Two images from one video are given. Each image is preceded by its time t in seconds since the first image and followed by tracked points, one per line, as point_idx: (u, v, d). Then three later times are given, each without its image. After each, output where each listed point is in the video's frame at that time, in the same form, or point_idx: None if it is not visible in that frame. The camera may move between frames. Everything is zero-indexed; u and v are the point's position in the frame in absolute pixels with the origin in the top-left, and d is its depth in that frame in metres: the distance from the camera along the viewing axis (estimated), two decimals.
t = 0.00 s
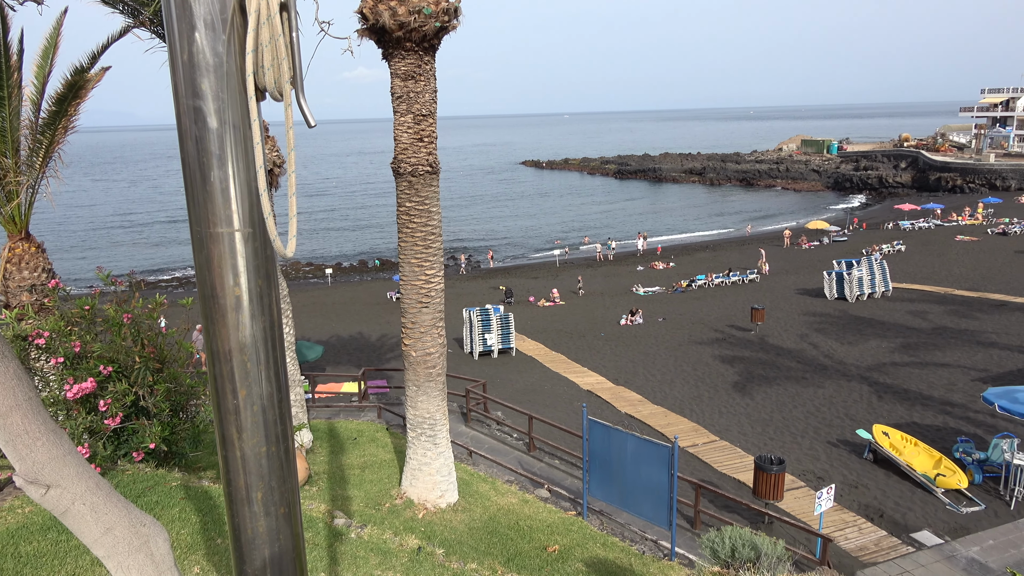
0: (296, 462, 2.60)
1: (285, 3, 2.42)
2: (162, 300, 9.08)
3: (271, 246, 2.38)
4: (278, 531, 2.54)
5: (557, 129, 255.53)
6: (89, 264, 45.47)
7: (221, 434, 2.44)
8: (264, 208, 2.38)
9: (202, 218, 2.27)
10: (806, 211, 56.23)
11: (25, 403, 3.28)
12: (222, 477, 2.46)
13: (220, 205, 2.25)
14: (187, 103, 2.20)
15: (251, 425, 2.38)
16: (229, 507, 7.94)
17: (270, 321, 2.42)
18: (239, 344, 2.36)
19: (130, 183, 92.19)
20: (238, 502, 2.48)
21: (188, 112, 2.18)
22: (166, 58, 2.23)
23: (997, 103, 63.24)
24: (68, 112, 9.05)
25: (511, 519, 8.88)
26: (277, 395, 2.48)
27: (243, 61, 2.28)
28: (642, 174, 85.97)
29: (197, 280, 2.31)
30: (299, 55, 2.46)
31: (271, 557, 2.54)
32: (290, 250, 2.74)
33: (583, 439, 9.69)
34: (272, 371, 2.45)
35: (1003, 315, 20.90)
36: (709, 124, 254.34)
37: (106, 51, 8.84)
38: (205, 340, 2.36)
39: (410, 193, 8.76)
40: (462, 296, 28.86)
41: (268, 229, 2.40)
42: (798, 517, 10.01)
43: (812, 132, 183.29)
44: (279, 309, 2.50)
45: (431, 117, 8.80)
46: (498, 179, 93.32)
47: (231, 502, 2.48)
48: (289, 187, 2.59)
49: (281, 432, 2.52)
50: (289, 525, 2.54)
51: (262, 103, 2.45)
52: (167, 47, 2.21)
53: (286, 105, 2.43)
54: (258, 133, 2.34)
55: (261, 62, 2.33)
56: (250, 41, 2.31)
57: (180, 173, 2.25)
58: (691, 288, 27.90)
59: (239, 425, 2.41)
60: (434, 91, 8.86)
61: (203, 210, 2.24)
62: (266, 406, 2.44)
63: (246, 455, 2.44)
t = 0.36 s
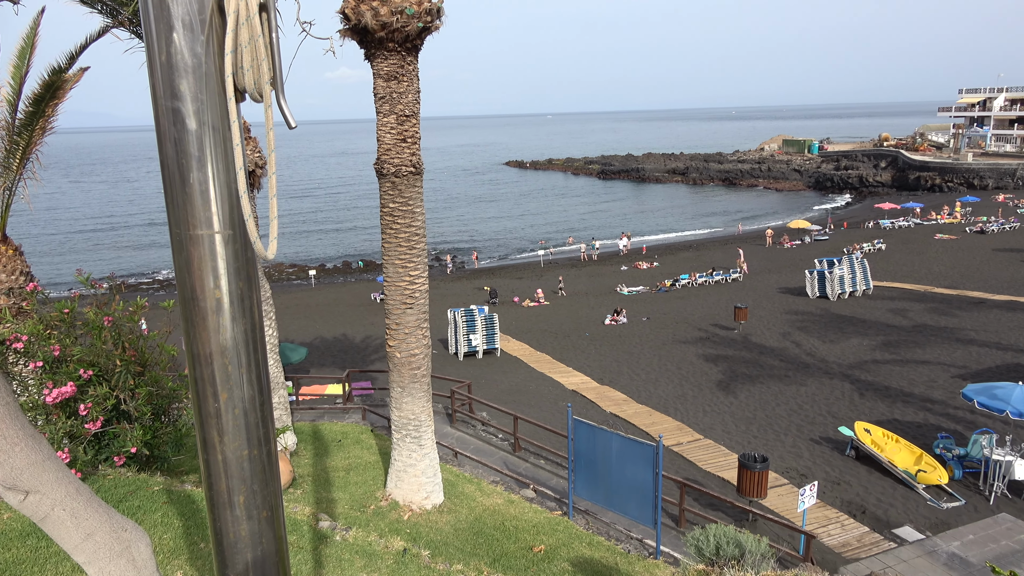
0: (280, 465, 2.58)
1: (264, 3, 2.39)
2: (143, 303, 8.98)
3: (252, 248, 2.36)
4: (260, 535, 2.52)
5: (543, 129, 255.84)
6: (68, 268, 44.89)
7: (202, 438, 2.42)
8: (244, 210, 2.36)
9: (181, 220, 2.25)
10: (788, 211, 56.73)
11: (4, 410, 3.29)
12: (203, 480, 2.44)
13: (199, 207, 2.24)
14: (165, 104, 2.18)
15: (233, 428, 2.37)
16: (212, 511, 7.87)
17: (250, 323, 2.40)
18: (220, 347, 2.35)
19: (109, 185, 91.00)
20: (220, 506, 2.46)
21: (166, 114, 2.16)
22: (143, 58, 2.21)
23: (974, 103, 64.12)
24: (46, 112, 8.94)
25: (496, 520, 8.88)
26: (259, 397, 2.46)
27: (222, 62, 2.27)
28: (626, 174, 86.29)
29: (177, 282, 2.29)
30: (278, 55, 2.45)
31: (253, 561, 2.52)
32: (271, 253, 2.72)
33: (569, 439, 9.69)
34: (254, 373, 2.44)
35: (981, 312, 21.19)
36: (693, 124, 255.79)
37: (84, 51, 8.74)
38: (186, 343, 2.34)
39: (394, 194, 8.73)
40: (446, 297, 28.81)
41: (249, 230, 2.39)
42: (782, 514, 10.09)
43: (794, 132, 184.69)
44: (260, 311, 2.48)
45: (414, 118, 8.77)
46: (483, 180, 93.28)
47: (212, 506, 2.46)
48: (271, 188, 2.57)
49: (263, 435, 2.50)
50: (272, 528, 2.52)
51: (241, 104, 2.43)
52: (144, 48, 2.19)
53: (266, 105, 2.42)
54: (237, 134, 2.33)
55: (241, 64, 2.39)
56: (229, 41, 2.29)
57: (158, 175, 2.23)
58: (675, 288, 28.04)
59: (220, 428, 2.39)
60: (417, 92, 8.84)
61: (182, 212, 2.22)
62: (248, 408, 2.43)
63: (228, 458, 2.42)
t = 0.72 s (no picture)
0: (262, 468, 2.56)
1: (245, 3, 2.39)
2: (123, 305, 8.90)
3: (234, 249, 2.35)
4: (243, 538, 2.50)
5: (528, 129, 256.20)
6: (46, 271, 44.29)
7: (184, 440, 2.40)
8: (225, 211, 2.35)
9: (161, 222, 2.23)
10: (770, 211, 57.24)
11: None
12: (185, 483, 2.42)
13: (180, 208, 2.22)
14: (146, 104, 2.16)
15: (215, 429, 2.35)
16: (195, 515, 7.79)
17: (233, 324, 2.39)
18: (202, 348, 2.33)
19: (88, 186, 89.98)
20: (202, 509, 2.44)
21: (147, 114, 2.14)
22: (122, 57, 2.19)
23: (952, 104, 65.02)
24: (23, 113, 8.82)
25: (482, 521, 8.88)
26: (241, 399, 2.45)
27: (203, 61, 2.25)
28: (609, 174, 86.66)
29: (158, 284, 2.27)
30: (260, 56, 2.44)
31: (236, 563, 2.51)
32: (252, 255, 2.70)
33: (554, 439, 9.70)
34: (236, 375, 2.42)
35: (960, 311, 21.47)
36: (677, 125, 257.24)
37: (62, 50, 8.64)
38: (167, 345, 2.32)
39: (377, 194, 8.70)
40: (430, 298, 28.76)
41: (231, 232, 2.37)
42: (765, 512, 10.17)
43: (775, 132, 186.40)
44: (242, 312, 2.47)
45: (397, 118, 8.75)
46: (467, 180, 93.24)
47: (195, 509, 2.44)
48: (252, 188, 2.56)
49: (246, 437, 2.49)
50: (255, 530, 2.50)
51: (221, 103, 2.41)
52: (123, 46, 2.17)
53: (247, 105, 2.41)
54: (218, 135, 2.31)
55: (222, 63, 2.29)
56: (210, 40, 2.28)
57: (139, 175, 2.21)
58: (658, 288, 28.18)
59: (202, 430, 2.38)
60: (400, 92, 8.82)
61: (163, 212, 2.20)
62: (231, 410, 2.41)
63: (210, 461, 2.41)
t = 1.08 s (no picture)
0: (244, 470, 2.54)
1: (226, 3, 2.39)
2: (103, 307, 8.81)
3: (215, 250, 2.33)
4: (225, 541, 2.49)
5: (513, 130, 256.21)
6: (23, 273, 43.64)
7: (165, 444, 2.38)
8: (205, 214, 2.33)
9: (140, 222, 2.21)
10: (752, 211, 57.67)
11: None
12: (166, 488, 2.40)
13: (160, 208, 2.20)
14: (125, 104, 2.15)
15: (196, 433, 2.34)
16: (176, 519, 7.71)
17: (214, 326, 2.38)
18: (183, 351, 2.31)
19: (66, 187, 88.80)
20: (183, 512, 2.42)
21: (126, 114, 2.12)
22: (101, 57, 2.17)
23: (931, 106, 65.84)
24: None
25: (466, 522, 8.87)
26: (222, 401, 2.43)
27: (183, 60, 2.23)
28: (593, 175, 86.91)
29: (138, 285, 2.24)
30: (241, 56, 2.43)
31: (218, 566, 2.49)
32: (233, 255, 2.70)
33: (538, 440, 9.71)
34: (217, 377, 2.41)
35: (938, 310, 21.74)
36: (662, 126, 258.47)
37: (38, 49, 8.52)
38: (147, 347, 2.30)
39: (361, 195, 8.67)
40: (415, 299, 28.68)
41: (212, 233, 2.36)
42: (748, 511, 10.24)
43: (757, 134, 187.85)
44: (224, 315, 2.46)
45: (381, 118, 8.71)
46: (452, 181, 93.09)
47: (176, 512, 2.42)
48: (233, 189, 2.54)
49: (227, 440, 2.47)
50: (237, 535, 2.49)
51: (201, 104, 2.40)
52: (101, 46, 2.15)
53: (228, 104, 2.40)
54: (198, 135, 2.30)
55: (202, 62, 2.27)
56: (188, 39, 2.26)
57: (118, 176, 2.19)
58: (642, 288, 28.29)
59: (184, 433, 2.36)
60: (384, 93, 8.79)
61: (141, 212, 2.19)
62: (212, 412, 2.40)
63: (191, 464, 2.39)
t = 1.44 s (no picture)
0: (224, 475, 2.53)
1: (203, 4, 2.37)
2: (83, 311, 8.72)
3: (193, 253, 2.31)
4: (205, 546, 2.47)
5: (498, 131, 256.25)
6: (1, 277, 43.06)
7: (143, 450, 2.35)
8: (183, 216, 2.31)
9: (117, 225, 2.18)
10: (735, 211, 58.09)
11: None
12: (145, 492, 2.37)
13: (137, 211, 2.18)
14: (100, 106, 2.12)
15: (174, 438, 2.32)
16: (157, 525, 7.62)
17: (193, 330, 2.36)
18: (161, 354, 2.30)
19: (45, 190, 87.71)
20: (162, 518, 2.40)
21: (101, 116, 2.10)
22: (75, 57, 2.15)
23: (909, 106, 66.61)
24: None
25: (452, 524, 8.85)
26: (201, 405, 2.41)
27: (159, 60, 2.22)
28: (576, 176, 87.17)
29: (115, 289, 2.22)
30: (218, 57, 2.42)
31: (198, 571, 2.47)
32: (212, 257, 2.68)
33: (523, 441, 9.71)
34: (197, 382, 2.39)
35: (918, 308, 21.99)
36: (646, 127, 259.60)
37: (15, 49, 8.43)
38: (125, 352, 2.28)
39: (344, 197, 8.63)
40: (400, 300, 28.60)
41: (190, 235, 2.34)
42: (733, 509, 10.31)
43: (739, 134, 189.23)
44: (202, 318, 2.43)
45: (363, 120, 8.68)
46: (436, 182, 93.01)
47: (155, 518, 2.40)
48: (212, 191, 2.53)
49: (206, 444, 2.45)
50: (217, 539, 2.47)
51: (177, 106, 2.39)
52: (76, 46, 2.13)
53: (205, 108, 2.40)
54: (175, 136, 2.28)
55: (178, 64, 2.27)
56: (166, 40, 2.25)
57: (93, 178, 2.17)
58: (626, 288, 28.39)
59: (162, 438, 2.34)
60: (366, 94, 8.75)
61: (118, 215, 2.16)
62: (191, 417, 2.38)
63: (170, 469, 2.37)
